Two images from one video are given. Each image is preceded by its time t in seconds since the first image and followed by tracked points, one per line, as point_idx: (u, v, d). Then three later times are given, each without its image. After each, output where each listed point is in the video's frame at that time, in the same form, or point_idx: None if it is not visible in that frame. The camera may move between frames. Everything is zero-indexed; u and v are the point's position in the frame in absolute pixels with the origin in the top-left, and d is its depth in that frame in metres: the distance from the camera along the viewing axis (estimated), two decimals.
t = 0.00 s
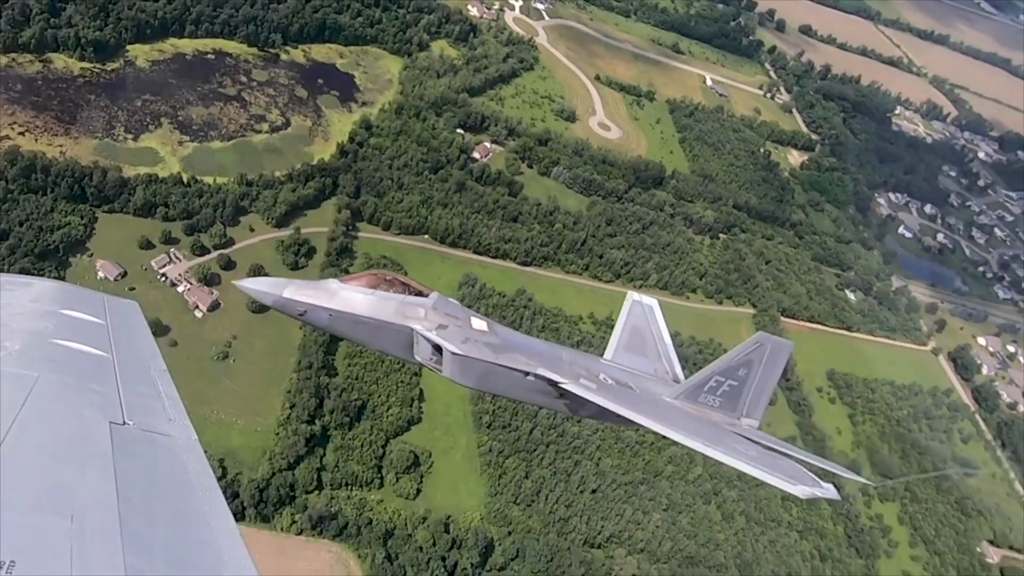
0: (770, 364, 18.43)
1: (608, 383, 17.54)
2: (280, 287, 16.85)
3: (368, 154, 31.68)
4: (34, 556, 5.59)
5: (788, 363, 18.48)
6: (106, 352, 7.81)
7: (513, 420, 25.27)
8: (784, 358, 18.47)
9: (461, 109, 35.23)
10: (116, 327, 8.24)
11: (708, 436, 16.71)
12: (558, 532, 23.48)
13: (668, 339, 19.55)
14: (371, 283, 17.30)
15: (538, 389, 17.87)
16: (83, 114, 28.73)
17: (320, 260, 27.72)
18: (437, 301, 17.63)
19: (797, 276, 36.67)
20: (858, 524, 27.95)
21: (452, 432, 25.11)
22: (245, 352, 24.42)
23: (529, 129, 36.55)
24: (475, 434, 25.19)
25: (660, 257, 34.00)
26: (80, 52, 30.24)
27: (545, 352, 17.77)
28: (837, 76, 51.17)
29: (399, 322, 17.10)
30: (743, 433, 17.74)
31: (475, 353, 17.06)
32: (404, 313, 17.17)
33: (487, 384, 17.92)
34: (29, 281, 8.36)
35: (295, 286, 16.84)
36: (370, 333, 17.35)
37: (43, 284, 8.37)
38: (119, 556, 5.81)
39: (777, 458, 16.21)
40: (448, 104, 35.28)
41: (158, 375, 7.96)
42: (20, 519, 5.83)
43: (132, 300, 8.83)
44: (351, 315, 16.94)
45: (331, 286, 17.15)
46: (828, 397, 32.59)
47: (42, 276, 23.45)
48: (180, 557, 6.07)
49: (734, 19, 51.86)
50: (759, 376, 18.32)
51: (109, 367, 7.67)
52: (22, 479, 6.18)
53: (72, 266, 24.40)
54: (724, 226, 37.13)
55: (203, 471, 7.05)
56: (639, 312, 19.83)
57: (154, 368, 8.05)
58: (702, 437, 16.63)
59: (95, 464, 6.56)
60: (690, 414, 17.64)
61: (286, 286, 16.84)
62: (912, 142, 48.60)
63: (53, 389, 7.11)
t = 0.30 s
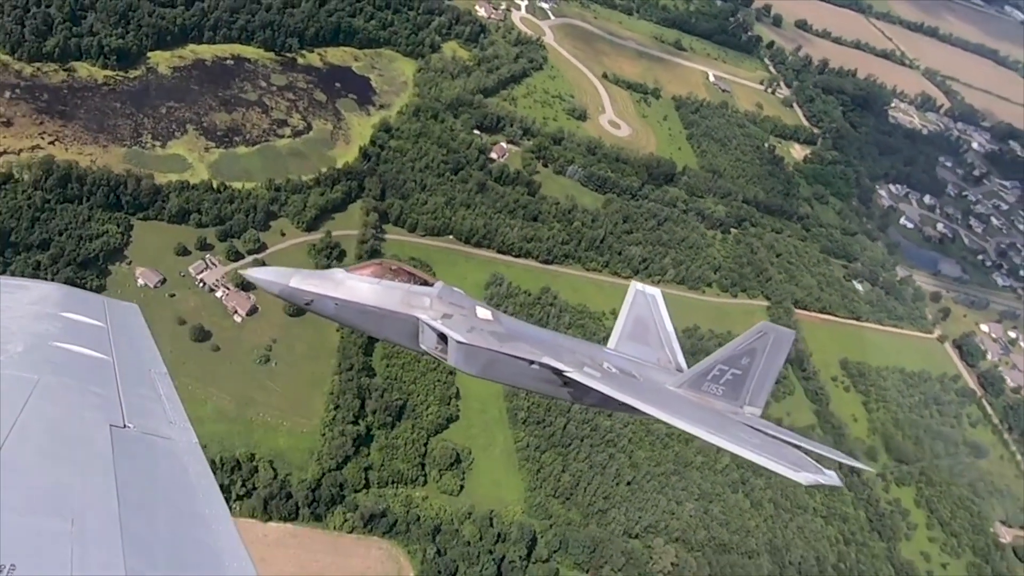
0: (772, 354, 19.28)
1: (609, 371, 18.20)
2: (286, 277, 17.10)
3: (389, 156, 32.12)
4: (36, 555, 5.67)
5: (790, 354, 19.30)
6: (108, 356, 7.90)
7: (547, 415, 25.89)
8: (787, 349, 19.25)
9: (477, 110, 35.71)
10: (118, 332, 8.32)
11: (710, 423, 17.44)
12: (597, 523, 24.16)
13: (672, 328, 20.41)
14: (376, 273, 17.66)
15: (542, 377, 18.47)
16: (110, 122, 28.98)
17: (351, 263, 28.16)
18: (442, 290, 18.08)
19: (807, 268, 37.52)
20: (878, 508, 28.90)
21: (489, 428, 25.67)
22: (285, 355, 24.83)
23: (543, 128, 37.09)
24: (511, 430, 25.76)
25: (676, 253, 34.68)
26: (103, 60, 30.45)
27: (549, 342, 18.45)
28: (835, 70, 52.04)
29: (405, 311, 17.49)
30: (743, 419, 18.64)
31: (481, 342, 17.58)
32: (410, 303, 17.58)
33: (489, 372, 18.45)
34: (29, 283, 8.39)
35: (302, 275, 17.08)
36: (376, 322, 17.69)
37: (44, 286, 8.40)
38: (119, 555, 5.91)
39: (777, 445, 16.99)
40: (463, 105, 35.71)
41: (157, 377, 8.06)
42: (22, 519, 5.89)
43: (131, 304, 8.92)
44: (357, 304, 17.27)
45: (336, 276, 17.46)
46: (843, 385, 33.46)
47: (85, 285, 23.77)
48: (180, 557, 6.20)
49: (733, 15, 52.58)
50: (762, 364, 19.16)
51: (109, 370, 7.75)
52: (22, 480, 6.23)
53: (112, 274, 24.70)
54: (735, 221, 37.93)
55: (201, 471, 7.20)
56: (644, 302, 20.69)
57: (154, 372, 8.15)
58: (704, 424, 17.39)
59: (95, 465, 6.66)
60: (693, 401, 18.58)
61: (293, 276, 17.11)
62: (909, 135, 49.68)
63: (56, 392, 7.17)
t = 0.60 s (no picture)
0: (775, 345, 19.84)
1: (613, 361, 18.67)
2: (293, 268, 17.48)
3: (410, 159, 32.53)
4: (33, 561, 5.35)
5: (792, 345, 19.88)
6: (105, 359, 7.57)
7: (580, 410, 26.44)
8: (789, 340, 19.85)
9: (493, 112, 36.21)
10: (113, 335, 7.97)
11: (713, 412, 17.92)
12: (635, 515, 24.79)
13: (674, 321, 20.86)
14: (383, 265, 18.07)
15: (547, 367, 18.99)
16: (138, 130, 29.22)
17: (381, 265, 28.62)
18: (448, 282, 18.51)
19: (817, 261, 38.34)
20: (898, 493, 29.79)
21: (524, 425, 26.24)
22: (325, 357, 25.29)
23: (556, 128, 37.61)
24: (545, 426, 26.31)
25: (692, 248, 35.32)
26: (127, 69, 30.67)
27: (554, 332, 18.94)
28: (833, 64, 52.87)
29: (412, 302, 17.91)
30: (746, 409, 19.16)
31: (486, 333, 18.07)
32: (416, 294, 17.99)
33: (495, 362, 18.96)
34: (21, 285, 8.04)
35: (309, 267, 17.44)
36: (383, 314, 18.10)
37: (37, 289, 8.06)
38: (119, 564, 5.60)
39: (779, 433, 17.48)
40: (479, 106, 36.19)
41: (154, 383, 7.72)
42: (21, 525, 5.57)
43: (129, 308, 8.58)
44: (363, 295, 17.68)
45: (343, 267, 17.86)
46: (857, 374, 34.31)
47: (128, 293, 24.11)
48: (184, 566, 5.88)
49: (732, 10, 53.21)
50: (765, 355, 19.70)
51: (106, 374, 7.42)
52: (17, 485, 5.89)
53: (151, 282, 25.03)
54: (746, 216, 38.67)
55: (203, 478, 6.86)
56: (647, 295, 21.20)
57: (151, 377, 7.82)
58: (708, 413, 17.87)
59: (93, 472, 6.31)
60: (698, 392, 19.07)
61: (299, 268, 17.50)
62: (908, 127, 50.61)
63: (54, 395, 6.83)
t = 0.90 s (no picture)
0: (778, 338, 20.00)
1: (618, 355, 18.74)
2: (297, 263, 17.36)
3: (431, 162, 32.99)
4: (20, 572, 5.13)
5: (796, 337, 20.05)
6: (103, 363, 7.35)
7: (611, 406, 27.01)
8: (792, 333, 20.00)
9: (508, 114, 36.75)
10: (112, 340, 7.74)
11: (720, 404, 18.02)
12: (670, 507, 25.44)
13: (677, 316, 21.12)
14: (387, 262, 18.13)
15: (552, 362, 18.99)
16: (165, 139, 29.52)
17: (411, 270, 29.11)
18: (451, 278, 18.58)
19: (827, 254, 39.14)
20: (916, 479, 30.66)
21: (557, 422, 26.77)
22: (363, 360, 25.73)
23: (569, 129, 38.14)
24: (578, 423, 26.85)
25: (707, 245, 35.94)
26: (150, 78, 30.96)
27: (559, 327, 19.04)
28: (830, 59, 53.73)
29: (416, 297, 17.94)
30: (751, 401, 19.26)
31: (492, 326, 18.04)
32: (420, 289, 18.07)
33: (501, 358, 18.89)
34: (23, 293, 7.91)
35: (313, 261, 17.32)
36: (387, 309, 18.02)
37: (39, 295, 7.94)
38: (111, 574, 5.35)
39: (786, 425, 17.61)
40: (494, 108, 36.69)
41: (153, 386, 7.45)
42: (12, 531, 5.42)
43: (129, 312, 8.38)
44: (368, 290, 17.64)
45: (348, 263, 17.85)
46: (870, 365, 35.13)
47: (169, 302, 24.48)
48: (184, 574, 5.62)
49: (731, 7, 53.88)
50: (770, 348, 19.83)
51: (105, 380, 7.21)
52: (9, 491, 5.74)
53: (191, 290, 25.39)
54: (756, 211, 39.37)
55: (201, 484, 6.56)
56: (649, 291, 21.39)
57: (150, 380, 7.53)
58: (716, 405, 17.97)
59: (89, 478, 6.12)
60: (703, 385, 19.10)
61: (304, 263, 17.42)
62: (905, 120, 51.52)
63: (52, 400, 6.68)
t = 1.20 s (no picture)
0: (782, 333, 20.10)
1: (622, 351, 19.06)
2: (301, 263, 17.80)
3: (451, 165, 33.42)
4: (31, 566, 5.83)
5: (800, 332, 20.14)
6: (103, 364, 8.05)
7: (641, 402, 27.55)
8: (796, 328, 20.10)
9: (522, 116, 37.26)
10: (110, 341, 8.42)
11: (726, 399, 18.24)
12: (703, 499, 26.11)
13: (679, 314, 21.32)
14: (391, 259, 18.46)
15: (557, 357, 19.42)
16: (191, 148, 29.79)
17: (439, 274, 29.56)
18: (455, 275, 18.92)
19: (835, 247, 39.87)
20: (932, 465, 31.54)
21: (589, 418, 27.28)
22: (400, 363, 26.18)
23: (581, 128, 38.63)
24: (608, 419, 27.37)
25: (720, 241, 36.52)
26: (173, 87, 31.19)
27: (563, 323, 19.39)
28: (826, 54, 54.56)
29: (421, 295, 18.27)
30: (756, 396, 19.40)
31: (497, 324, 18.41)
32: (425, 287, 18.39)
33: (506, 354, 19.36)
34: (23, 292, 8.54)
35: (317, 261, 17.76)
36: (392, 307, 18.43)
37: (39, 295, 8.57)
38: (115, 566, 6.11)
39: (791, 419, 17.82)
40: (508, 110, 37.13)
41: (149, 386, 8.17)
42: (20, 530, 6.08)
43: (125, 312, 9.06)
44: (373, 288, 18.04)
45: (352, 262, 18.25)
46: (882, 354, 35.88)
47: (209, 310, 24.86)
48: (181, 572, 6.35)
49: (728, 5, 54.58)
50: (774, 343, 19.96)
51: (103, 379, 7.90)
52: (16, 489, 6.41)
53: (229, 297, 25.75)
54: (764, 207, 40.03)
55: (198, 480, 7.37)
56: (652, 289, 21.64)
57: (149, 380, 8.27)
58: (721, 400, 18.22)
59: (89, 477, 6.81)
60: (707, 380, 19.27)
61: (308, 263, 17.83)
62: (901, 114, 52.39)
63: (49, 399, 7.35)
